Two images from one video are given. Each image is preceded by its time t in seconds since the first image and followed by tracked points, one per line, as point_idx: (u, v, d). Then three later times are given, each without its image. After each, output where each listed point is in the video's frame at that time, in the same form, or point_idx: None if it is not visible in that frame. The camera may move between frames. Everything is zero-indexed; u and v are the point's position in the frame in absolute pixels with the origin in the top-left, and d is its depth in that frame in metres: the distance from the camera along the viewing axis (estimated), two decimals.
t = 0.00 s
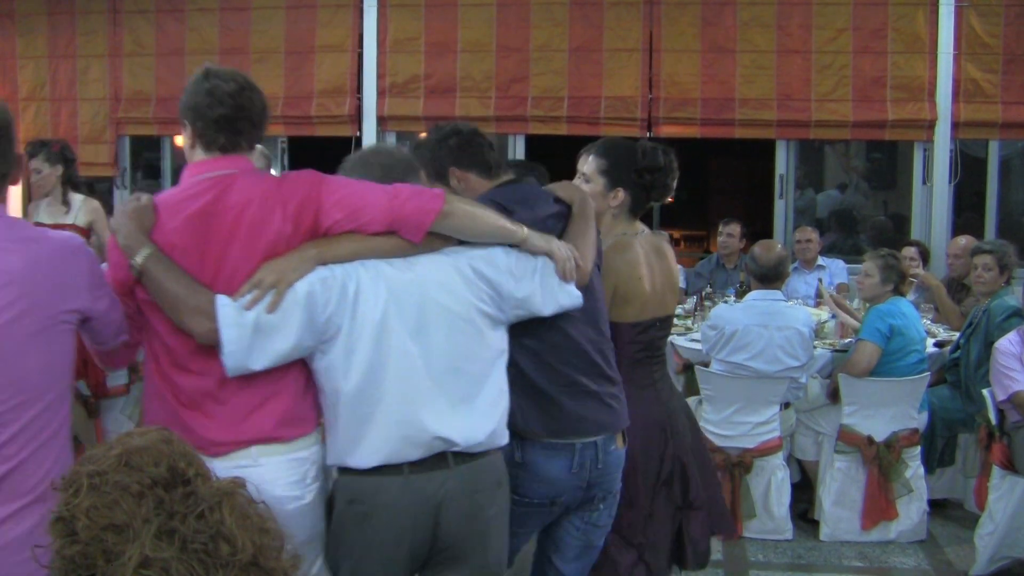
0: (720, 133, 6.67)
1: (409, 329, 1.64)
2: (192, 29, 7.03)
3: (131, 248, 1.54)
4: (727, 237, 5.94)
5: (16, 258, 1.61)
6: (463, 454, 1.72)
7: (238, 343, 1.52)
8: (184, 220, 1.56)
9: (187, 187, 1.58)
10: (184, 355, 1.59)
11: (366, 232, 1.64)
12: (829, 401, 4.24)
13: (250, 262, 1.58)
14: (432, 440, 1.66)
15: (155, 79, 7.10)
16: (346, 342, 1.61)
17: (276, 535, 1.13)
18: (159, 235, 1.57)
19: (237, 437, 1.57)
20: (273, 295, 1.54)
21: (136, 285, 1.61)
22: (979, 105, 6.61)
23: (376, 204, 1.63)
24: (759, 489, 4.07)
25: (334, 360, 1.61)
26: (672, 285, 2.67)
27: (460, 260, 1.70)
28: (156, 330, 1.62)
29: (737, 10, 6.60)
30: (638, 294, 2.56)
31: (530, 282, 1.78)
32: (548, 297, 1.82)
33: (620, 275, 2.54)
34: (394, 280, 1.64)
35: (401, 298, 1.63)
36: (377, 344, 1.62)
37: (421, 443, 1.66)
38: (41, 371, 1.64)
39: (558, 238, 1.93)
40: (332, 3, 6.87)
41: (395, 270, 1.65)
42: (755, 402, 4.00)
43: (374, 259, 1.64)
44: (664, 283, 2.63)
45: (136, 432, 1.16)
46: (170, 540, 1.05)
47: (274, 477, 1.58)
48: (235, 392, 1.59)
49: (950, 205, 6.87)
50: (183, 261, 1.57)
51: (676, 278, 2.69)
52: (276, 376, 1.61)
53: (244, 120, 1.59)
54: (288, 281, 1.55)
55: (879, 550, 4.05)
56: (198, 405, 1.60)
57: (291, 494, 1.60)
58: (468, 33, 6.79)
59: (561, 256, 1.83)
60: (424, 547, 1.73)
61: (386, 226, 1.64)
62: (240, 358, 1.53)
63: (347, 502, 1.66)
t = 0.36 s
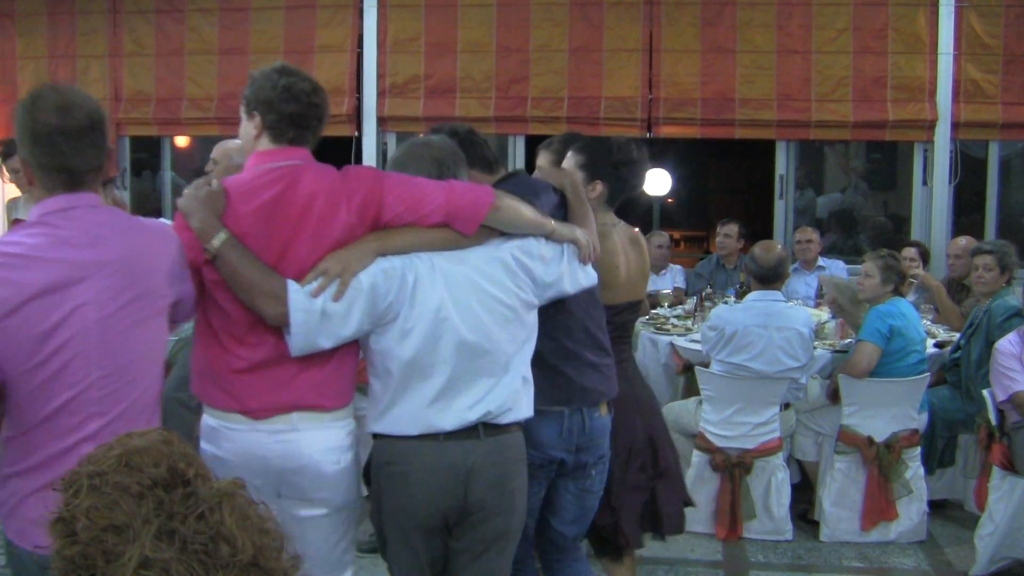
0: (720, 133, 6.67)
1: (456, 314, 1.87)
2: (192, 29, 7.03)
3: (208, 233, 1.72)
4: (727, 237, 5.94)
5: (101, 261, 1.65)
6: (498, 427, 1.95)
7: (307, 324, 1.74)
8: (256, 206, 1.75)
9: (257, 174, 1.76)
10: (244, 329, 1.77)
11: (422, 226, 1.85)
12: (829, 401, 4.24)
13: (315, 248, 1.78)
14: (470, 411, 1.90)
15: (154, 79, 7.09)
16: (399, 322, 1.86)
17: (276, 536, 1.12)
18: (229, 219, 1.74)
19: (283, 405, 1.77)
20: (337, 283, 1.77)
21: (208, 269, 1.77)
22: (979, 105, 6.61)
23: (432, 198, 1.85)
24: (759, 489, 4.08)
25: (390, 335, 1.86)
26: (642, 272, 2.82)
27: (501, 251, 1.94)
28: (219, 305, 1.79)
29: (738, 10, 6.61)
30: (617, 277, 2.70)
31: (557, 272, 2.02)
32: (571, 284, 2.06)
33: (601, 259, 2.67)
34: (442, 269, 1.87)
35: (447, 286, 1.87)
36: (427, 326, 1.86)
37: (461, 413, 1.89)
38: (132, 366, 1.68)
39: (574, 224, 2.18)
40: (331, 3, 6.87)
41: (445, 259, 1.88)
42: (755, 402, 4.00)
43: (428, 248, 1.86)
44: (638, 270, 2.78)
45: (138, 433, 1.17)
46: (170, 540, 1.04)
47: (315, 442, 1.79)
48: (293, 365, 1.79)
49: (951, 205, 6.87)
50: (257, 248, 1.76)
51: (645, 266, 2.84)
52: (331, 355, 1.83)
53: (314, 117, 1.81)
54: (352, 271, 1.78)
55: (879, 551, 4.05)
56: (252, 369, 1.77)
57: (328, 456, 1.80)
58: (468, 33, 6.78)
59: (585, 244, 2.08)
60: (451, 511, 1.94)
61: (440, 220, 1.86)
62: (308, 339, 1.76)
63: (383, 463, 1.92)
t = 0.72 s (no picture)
0: (720, 133, 6.67)
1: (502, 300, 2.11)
2: (192, 29, 7.03)
3: (284, 225, 1.92)
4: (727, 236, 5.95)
5: (211, 251, 1.80)
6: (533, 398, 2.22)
7: (375, 309, 1.96)
8: (326, 195, 1.96)
9: (325, 164, 1.97)
10: (315, 314, 1.97)
11: (474, 218, 2.09)
12: (829, 402, 4.24)
13: (380, 236, 2.00)
14: (515, 387, 2.13)
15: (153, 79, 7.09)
16: (453, 308, 2.07)
17: (277, 536, 1.12)
18: (303, 207, 1.95)
19: (354, 384, 1.98)
20: (402, 273, 1.98)
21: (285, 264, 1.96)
22: (979, 106, 6.61)
23: (486, 195, 2.09)
24: (759, 489, 4.08)
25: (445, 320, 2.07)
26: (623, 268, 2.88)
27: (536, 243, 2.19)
28: (291, 288, 1.98)
29: (738, 11, 6.61)
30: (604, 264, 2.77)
31: (576, 261, 2.31)
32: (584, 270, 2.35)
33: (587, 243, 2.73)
34: (490, 259, 2.10)
35: (496, 274, 2.10)
36: (481, 311, 2.08)
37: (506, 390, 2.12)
38: (237, 349, 1.84)
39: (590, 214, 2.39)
40: (330, 3, 6.88)
41: (494, 251, 2.11)
42: (756, 403, 4.01)
43: (478, 240, 2.09)
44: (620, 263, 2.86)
45: (138, 433, 1.17)
46: (170, 541, 1.04)
47: (380, 415, 2.01)
48: (360, 347, 2.00)
49: (951, 205, 6.87)
50: (328, 237, 1.96)
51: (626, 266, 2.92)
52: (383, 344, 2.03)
53: (371, 113, 2.03)
54: (414, 262, 1.99)
55: (879, 551, 4.05)
56: (321, 353, 1.97)
57: (389, 429, 2.03)
58: (469, 33, 6.78)
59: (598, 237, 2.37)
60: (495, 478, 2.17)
61: (491, 213, 2.10)
62: (377, 322, 1.97)
63: (441, 439, 2.12)
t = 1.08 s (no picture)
0: (720, 133, 6.67)
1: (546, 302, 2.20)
2: (192, 29, 7.02)
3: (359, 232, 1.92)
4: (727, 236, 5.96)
5: (323, 251, 1.82)
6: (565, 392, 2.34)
7: (442, 315, 2.00)
8: (389, 201, 1.98)
9: (380, 172, 1.98)
10: (375, 322, 2.00)
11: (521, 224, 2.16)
12: (828, 401, 4.24)
13: (439, 241, 2.05)
14: (554, 382, 2.25)
15: (153, 79, 7.09)
16: (502, 309, 2.15)
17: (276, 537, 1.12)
18: (367, 213, 1.97)
19: (406, 385, 2.00)
20: (460, 277, 2.04)
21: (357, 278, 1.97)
22: (980, 105, 6.62)
23: (533, 202, 2.16)
24: (759, 489, 4.07)
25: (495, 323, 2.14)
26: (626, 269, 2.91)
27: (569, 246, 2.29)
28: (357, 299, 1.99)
29: (738, 11, 6.61)
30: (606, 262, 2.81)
31: (601, 263, 2.41)
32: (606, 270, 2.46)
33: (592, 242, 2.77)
34: (536, 261, 2.19)
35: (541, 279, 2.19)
36: (528, 314, 2.17)
37: (547, 386, 2.23)
38: (347, 340, 1.86)
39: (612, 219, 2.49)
40: (330, 3, 6.87)
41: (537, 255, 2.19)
42: (755, 403, 4.00)
43: (525, 245, 2.17)
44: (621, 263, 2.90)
45: (137, 433, 1.17)
46: (171, 541, 1.04)
47: (425, 414, 2.05)
48: (415, 352, 2.03)
49: (951, 204, 6.88)
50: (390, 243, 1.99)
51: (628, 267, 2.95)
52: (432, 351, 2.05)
53: (414, 117, 2.04)
54: (469, 267, 2.06)
55: (879, 551, 4.05)
56: (382, 361, 2.00)
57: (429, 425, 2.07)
58: (469, 33, 6.78)
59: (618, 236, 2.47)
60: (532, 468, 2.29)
61: (538, 220, 2.17)
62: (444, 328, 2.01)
63: (484, 436, 2.19)
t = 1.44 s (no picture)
0: (720, 133, 6.67)
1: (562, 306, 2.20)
2: (192, 29, 7.02)
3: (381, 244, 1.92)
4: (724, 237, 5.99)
5: (359, 265, 1.80)
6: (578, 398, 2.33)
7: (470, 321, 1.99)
8: (410, 215, 1.97)
9: (399, 188, 1.99)
10: (399, 337, 1.98)
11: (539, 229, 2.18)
12: (827, 402, 4.25)
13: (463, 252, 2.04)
14: (571, 387, 2.24)
15: (152, 80, 7.09)
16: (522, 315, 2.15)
17: (276, 536, 1.12)
18: (387, 231, 1.96)
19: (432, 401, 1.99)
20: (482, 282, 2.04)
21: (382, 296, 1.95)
22: (980, 105, 6.62)
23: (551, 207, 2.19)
24: (759, 489, 4.08)
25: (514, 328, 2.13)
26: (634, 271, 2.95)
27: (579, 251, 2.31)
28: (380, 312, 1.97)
29: (738, 11, 6.61)
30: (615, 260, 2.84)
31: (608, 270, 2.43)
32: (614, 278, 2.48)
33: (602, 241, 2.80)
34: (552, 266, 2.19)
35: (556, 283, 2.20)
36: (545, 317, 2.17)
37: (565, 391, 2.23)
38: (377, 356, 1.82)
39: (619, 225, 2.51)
40: (330, 3, 6.87)
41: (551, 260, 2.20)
42: (756, 403, 4.00)
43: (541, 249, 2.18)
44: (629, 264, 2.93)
45: (138, 433, 1.17)
46: (170, 541, 1.04)
47: (447, 427, 2.04)
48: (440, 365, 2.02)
49: (950, 204, 6.88)
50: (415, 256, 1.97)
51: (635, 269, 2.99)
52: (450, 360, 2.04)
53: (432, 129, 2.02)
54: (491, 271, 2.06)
55: (878, 551, 4.05)
56: (403, 375, 1.98)
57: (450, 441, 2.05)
58: (469, 33, 6.78)
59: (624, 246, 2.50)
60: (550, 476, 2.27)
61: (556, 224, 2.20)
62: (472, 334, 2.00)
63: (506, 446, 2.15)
